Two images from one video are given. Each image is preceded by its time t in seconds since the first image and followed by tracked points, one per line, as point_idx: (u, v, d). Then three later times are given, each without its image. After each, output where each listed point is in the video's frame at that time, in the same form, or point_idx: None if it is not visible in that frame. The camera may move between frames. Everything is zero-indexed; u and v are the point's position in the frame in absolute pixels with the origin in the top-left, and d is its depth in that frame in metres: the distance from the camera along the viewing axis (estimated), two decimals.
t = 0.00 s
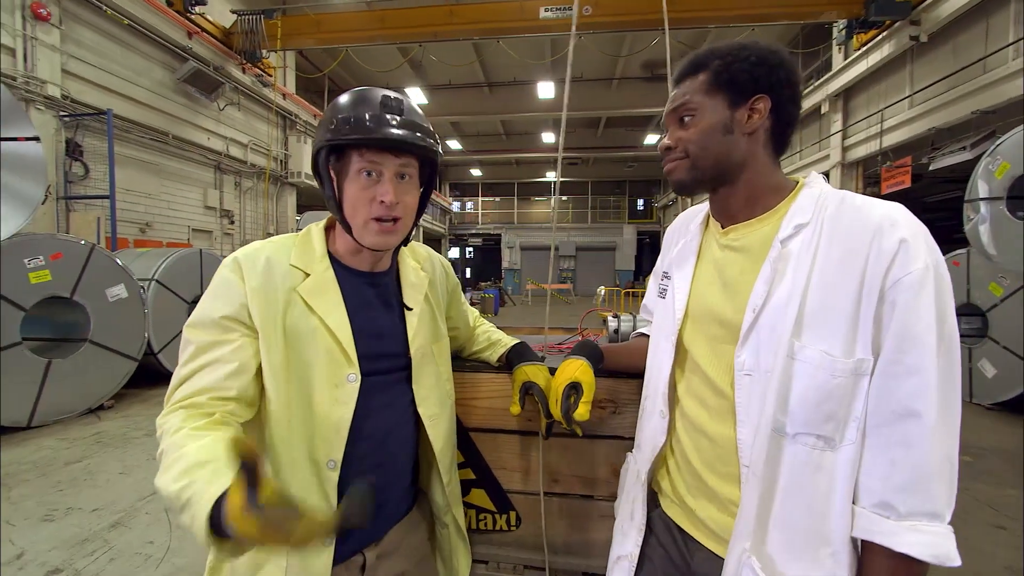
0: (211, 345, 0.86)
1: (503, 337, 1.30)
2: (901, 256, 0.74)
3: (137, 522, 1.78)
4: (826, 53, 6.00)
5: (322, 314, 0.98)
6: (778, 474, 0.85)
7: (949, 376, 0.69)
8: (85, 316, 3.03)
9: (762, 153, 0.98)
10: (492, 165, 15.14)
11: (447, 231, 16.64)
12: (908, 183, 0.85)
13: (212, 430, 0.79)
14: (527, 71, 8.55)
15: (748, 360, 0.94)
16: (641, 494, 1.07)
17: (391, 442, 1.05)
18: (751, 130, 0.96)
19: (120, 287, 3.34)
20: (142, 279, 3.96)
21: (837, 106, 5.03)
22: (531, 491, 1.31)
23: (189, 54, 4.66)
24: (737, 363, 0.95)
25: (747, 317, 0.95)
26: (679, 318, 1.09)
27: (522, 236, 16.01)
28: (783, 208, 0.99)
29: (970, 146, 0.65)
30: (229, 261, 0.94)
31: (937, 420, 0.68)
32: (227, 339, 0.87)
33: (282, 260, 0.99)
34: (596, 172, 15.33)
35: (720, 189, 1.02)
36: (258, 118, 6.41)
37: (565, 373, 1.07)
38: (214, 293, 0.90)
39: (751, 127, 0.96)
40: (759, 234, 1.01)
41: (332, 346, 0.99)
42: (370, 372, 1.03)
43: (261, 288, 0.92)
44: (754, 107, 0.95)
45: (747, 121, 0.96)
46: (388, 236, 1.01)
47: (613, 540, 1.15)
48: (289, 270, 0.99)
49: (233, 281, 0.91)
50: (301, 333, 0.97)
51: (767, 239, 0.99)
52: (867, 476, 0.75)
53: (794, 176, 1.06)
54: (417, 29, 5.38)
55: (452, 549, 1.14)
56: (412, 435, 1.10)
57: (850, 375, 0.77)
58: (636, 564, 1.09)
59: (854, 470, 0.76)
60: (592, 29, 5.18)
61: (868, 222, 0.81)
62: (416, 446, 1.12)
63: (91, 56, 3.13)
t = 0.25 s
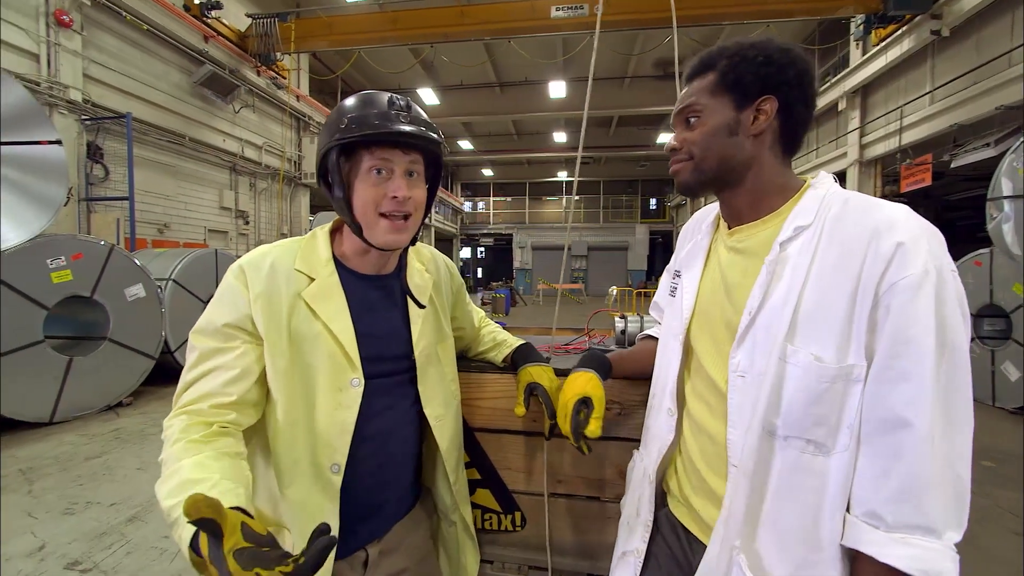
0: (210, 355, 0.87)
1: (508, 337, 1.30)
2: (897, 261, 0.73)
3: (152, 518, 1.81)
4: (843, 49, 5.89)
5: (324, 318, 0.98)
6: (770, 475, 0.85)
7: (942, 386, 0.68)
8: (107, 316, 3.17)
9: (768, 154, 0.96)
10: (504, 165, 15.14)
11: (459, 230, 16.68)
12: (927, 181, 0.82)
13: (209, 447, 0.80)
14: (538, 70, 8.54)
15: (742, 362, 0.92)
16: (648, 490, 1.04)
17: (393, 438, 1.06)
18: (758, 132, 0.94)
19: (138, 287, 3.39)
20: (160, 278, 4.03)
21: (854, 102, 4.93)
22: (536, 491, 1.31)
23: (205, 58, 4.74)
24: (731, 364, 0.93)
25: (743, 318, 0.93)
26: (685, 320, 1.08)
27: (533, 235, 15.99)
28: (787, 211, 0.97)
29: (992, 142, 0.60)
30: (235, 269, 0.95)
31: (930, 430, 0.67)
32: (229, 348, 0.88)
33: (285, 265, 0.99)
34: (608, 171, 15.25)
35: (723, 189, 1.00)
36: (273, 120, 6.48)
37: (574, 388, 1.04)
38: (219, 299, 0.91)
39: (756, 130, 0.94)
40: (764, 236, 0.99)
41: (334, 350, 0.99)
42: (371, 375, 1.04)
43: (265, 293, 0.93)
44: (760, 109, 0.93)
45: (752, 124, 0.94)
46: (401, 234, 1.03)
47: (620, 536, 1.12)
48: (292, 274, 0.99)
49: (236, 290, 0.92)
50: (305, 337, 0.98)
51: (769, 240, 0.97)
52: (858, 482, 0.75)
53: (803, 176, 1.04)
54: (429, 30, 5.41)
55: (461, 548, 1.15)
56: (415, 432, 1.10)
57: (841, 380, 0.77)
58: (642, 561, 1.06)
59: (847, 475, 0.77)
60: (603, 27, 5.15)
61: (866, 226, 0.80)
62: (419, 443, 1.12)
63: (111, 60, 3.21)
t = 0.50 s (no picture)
0: (218, 353, 0.90)
1: (513, 338, 1.29)
2: (896, 267, 0.72)
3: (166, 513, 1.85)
4: (860, 44, 5.78)
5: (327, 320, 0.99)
6: (761, 477, 0.84)
7: (937, 396, 0.67)
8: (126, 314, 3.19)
9: (775, 155, 0.94)
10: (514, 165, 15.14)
11: (469, 230, 16.72)
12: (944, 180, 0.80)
13: (219, 448, 0.82)
14: (549, 70, 8.52)
15: (744, 364, 0.89)
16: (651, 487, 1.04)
17: (394, 435, 1.06)
18: (765, 131, 0.92)
19: (154, 287, 3.44)
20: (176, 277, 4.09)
21: (872, 99, 4.84)
22: (538, 491, 1.31)
23: (219, 61, 4.81)
24: (732, 366, 0.90)
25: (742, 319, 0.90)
26: (690, 322, 1.06)
27: (544, 235, 15.96)
28: (790, 212, 0.94)
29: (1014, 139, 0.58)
30: (241, 270, 0.97)
31: (923, 441, 0.66)
32: (235, 347, 0.90)
33: (290, 267, 1.00)
34: (619, 170, 15.16)
35: (727, 190, 0.99)
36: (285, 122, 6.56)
37: (597, 403, 1.02)
38: (226, 300, 0.93)
39: (764, 128, 0.93)
40: (767, 238, 0.97)
41: (336, 351, 1.00)
42: (372, 376, 1.05)
43: (270, 295, 0.94)
44: (768, 108, 0.92)
45: (760, 122, 0.93)
46: (406, 241, 1.04)
47: (624, 533, 1.10)
48: (298, 276, 1.00)
49: (244, 289, 0.94)
50: (308, 338, 0.98)
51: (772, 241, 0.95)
52: (849, 488, 0.75)
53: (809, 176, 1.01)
54: (439, 31, 5.43)
55: (466, 545, 1.16)
56: (416, 430, 1.10)
57: (834, 385, 0.76)
58: (646, 559, 1.03)
59: (837, 480, 0.77)
60: (615, 25, 5.13)
61: (866, 229, 0.78)
62: (420, 441, 1.12)
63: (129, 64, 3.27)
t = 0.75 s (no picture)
0: (225, 357, 0.91)
1: (517, 338, 1.29)
2: (890, 267, 0.70)
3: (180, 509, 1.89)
4: (875, 40, 5.69)
5: (331, 320, 1.00)
6: (755, 479, 0.83)
7: (930, 397, 0.66)
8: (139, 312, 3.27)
9: (773, 155, 0.92)
10: (523, 164, 15.15)
11: (478, 230, 16.76)
12: (965, 176, 0.76)
13: (236, 445, 0.83)
14: (558, 69, 8.50)
15: (740, 366, 0.88)
16: (653, 487, 1.03)
17: (396, 433, 1.07)
18: (763, 131, 0.91)
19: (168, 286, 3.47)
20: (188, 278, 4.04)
21: (886, 96, 4.76)
22: (541, 490, 1.31)
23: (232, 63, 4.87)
24: (729, 368, 0.89)
25: (740, 320, 0.89)
26: (689, 322, 1.06)
27: (553, 235, 15.95)
28: (789, 213, 0.93)
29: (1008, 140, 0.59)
30: (246, 273, 0.98)
31: (914, 442, 0.65)
32: (243, 350, 0.91)
33: (295, 269, 1.02)
34: (629, 169, 15.09)
35: (728, 190, 0.97)
36: (296, 123, 6.60)
37: (594, 400, 1.01)
38: (233, 303, 0.94)
39: (762, 128, 0.91)
40: (765, 239, 0.96)
41: (341, 351, 1.01)
42: (378, 376, 1.06)
43: (276, 295, 0.96)
44: (766, 107, 0.90)
45: (757, 122, 0.91)
46: (432, 234, 1.08)
47: (624, 532, 1.09)
48: (302, 278, 1.01)
49: (249, 292, 0.95)
50: (313, 339, 1.00)
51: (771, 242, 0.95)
52: (843, 489, 0.73)
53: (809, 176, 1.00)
54: (447, 31, 5.44)
55: (469, 544, 1.16)
56: (417, 427, 1.11)
57: (827, 387, 0.75)
58: (646, 559, 1.03)
59: (830, 481, 0.76)
60: (624, 24, 5.11)
61: (862, 229, 0.77)
62: (422, 439, 1.13)
63: (143, 67, 3.35)
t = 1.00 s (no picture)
0: (231, 359, 0.90)
1: (515, 337, 1.28)
2: (878, 266, 0.70)
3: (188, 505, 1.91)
4: (885, 37, 5.63)
5: (337, 318, 1.02)
6: (748, 478, 0.83)
7: (919, 396, 0.65)
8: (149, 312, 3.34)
9: (762, 155, 0.93)
10: (530, 164, 15.15)
11: (485, 229, 16.81)
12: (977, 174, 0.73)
13: (254, 451, 0.85)
14: (565, 68, 8.49)
15: (732, 365, 0.88)
16: (648, 486, 1.03)
17: (398, 429, 1.08)
18: (752, 132, 0.91)
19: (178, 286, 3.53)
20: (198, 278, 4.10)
21: (896, 93, 4.70)
22: (541, 488, 1.31)
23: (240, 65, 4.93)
24: (721, 367, 0.89)
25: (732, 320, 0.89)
26: (684, 322, 1.06)
27: (560, 234, 15.94)
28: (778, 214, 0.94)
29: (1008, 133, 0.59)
30: (249, 273, 0.97)
31: (903, 442, 0.64)
32: (250, 351, 0.92)
33: (298, 269, 1.02)
34: (636, 168, 15.04)
35: (719, 191, 0.98)
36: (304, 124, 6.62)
37: (589, 397, 1.02)
38: (234, 303, 0.93)
39: (751, 130, 0.91)
40: (756, 240, 0.96)
41: (347, 348, 1.02)
42: (380, 374, 1.07)
43: (281, 295, 0.96)
44: (754, 109, 0.90)
45: (746, 123, 0.91)
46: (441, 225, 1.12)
47: (621, 529, 1.10)
48: (305, 277, 1.02)
49: (253, 292, 0.95)
50: (320, 338, 1.01)
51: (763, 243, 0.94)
52: (835, 489, 0.73)
53: (802, 176, 0.99)
54: (454, 31, 5.46)
55: (463, 541, 1.16)
56: (419, 425, 1.12)
57: (816, 386, 0.74)
58: (641, 556, 1.03)
59: (822, 481, 0.75)
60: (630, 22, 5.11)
61: (849, 229, 0.76)
62: (424, 436, 1.14)
63: (153, 69, 3.40)
